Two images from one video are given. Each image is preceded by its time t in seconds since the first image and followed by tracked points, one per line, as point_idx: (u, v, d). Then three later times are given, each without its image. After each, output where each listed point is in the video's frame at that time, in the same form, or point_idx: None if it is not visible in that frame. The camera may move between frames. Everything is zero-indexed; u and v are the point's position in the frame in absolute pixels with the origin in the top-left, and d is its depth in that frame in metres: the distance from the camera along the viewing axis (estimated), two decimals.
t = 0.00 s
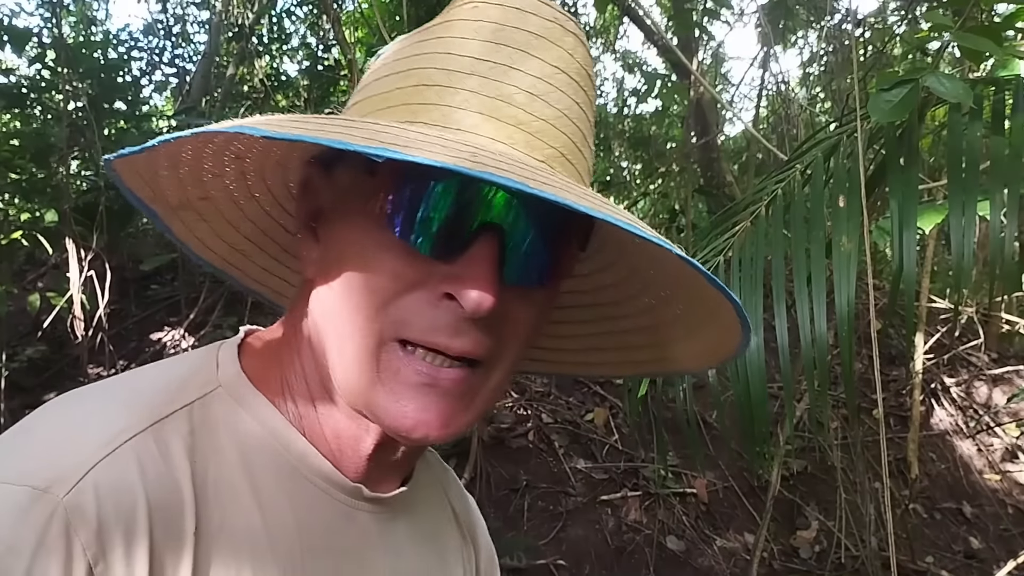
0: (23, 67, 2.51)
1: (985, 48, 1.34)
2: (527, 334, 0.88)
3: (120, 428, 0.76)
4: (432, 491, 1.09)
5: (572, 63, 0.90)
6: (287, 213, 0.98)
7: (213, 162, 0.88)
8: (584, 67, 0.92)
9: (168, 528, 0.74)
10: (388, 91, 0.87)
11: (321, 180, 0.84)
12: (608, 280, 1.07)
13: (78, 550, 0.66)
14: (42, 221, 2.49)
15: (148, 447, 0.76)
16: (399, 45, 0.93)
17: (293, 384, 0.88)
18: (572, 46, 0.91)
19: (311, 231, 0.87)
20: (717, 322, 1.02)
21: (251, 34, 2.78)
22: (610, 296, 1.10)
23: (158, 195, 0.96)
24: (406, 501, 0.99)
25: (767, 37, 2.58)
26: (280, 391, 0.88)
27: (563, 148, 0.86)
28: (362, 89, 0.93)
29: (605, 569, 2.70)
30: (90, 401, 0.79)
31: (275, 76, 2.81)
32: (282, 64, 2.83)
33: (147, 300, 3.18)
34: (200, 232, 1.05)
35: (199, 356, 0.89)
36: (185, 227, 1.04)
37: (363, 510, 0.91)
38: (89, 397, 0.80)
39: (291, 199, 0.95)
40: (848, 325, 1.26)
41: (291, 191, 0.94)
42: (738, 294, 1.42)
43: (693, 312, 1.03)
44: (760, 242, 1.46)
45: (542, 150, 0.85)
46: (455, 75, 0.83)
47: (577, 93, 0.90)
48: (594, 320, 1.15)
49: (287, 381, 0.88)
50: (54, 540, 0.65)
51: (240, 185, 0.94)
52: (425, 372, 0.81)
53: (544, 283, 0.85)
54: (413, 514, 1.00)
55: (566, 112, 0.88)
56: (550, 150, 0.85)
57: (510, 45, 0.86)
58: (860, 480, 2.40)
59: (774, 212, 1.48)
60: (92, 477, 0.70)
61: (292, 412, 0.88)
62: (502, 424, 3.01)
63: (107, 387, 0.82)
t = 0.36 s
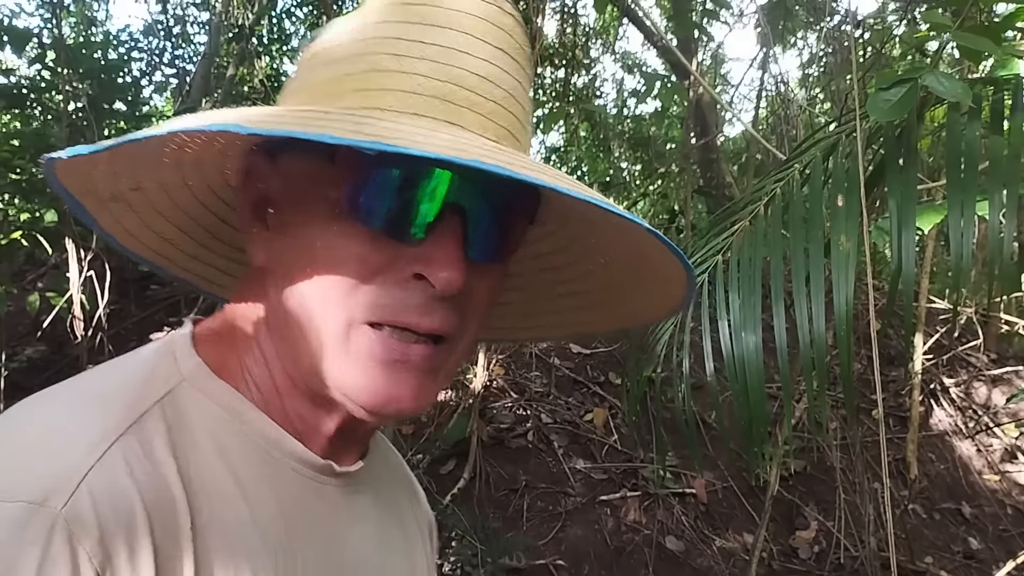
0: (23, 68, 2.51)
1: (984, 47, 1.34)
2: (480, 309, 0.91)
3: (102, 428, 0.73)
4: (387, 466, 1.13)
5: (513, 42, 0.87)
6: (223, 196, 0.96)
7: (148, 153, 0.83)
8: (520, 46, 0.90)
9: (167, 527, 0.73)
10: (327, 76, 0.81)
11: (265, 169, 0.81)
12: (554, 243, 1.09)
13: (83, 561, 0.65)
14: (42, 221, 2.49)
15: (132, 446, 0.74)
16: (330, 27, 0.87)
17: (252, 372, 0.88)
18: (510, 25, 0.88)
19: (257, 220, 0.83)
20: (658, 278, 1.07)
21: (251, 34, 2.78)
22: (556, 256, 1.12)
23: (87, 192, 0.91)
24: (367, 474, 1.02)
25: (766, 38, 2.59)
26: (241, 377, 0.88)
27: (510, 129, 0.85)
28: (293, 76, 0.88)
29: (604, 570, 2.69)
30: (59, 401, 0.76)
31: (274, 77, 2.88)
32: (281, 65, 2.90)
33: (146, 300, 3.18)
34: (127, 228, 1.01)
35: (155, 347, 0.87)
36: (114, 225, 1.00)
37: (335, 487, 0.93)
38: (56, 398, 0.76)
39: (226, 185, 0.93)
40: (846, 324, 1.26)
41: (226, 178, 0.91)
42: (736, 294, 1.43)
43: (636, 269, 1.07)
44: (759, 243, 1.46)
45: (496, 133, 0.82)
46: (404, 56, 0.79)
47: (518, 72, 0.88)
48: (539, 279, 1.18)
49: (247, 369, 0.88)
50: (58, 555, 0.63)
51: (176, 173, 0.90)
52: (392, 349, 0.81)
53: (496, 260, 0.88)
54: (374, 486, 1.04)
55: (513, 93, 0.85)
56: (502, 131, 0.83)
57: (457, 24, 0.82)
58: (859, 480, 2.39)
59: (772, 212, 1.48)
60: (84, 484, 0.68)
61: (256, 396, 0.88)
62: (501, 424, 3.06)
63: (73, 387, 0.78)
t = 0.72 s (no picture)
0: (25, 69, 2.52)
1: (984, 50, 1.35)
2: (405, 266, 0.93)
3: (69, 411, 0.73)
4: (331, 431, 1.15)
5: (410, 5, 0.91)
6: (139, 184, 0.97)
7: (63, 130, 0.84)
8: (417, 8, 0.94)
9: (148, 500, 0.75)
10: (230, 47, 0.84)
11: (180, 142, 0.81)
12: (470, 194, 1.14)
13: (76, 537, 0.65)
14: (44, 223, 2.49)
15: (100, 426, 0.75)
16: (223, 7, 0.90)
17: (184, 341, 0.87)
18: None
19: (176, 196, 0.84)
20: (573, 217, 1.12)
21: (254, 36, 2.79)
22: (477, 207, 1.17)
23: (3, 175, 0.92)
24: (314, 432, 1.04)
25: (767, 40, 2.60)
26: (174, 345, 0.87)
27: (417, 85, 0.88)
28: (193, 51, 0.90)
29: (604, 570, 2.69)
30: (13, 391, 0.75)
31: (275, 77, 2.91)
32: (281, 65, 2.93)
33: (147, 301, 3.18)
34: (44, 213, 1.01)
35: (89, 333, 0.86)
36: (31, 212, 1.00)
37: (286, 446, 0.95)
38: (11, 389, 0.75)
39: (140, 170, 0.94)
40: (847, 325, 1.27)
41: (142, 162, 0.92)
42: (737, 294, 1.43)
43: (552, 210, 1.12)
44: (759, 245, 1.48)
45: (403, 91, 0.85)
46: (304, 20, 0.82)
47: (419, 31, 0.92)
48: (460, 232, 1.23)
49: (178, 338, 0.87)
50: (54, 535, 0.64)
51: (90, 156, 0.91)
52: (330, 305, 0.80)
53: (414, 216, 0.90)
54: (322, 445, 1.06)
55: (415, 51, 0.89)
56: (409, 88, 0.87)
57: None
58: (858, 481, 2.39)
59: (772, 213, 1.49)
60: (69, 465, 0.69)
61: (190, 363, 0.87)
62: (502, 425, 3.08)
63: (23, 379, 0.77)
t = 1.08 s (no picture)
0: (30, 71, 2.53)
1: (987, 51, 1.35)
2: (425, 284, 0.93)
3: (73, 426, 0.74)
4: (341, 439, 1.15)
5: (442, 21, 0.91)
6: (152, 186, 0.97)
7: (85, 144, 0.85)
8: (449, 24, 0.94)
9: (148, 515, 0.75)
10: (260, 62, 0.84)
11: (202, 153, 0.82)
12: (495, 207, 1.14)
13: (72, 558, 0.66)
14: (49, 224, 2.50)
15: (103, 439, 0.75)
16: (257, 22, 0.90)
17: (204, 354, 0.88)
18: (438, 4, 0.92)
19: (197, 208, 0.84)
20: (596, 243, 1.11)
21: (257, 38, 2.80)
22: (502, 222, 1.17)
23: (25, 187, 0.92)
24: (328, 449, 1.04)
25: (769, 41, 2.60)
26: (194, 360, 0.88)
27: (445, 104, 0.88)
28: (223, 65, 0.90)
29: (606, 571, 2.69)
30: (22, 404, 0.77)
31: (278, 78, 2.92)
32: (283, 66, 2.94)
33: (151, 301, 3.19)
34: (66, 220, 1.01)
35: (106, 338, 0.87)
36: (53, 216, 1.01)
37: (299, 462, 0.95)
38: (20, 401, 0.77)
39: (162, 170, 0.95)
40: (849, 328, 1.27)
41: (164, 163, 0.93)
42: (739, 296, 1.43)
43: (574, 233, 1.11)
44: (761, 246, 1.48)
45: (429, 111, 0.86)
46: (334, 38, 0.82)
47: (449, 49, 0.92)
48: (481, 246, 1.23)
49: (198, 351, 0.88)
50: (48, 557, 0.64)
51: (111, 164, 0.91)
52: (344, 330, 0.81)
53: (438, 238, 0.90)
54: (335, 459, 1.06)
55: (445, 69, 0.89)
56: (436, 107, 0.87)
57: (380, 6, 0.86)
58: (860, 482, 2.40)
59: (774, 214, 1.50)
60: (67, 483, 0.69)
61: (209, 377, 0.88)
62: (505, 426, 3.08)
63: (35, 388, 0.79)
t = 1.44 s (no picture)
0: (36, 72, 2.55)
1: (988, 54, 1.35)
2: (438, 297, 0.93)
3: (70, 425, 0.75)
4: (358, 445, 1.15)
5: (458, 33, 0.91)
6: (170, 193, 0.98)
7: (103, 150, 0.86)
8: (467, 35, 0.94)
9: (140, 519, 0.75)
10: (273, 74, 0.85)
11: (217, 160, 0.83)
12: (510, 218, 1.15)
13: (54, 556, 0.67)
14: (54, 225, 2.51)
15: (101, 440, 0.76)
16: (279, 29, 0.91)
17: (214, 363, 0.89)
18: (455, 15, 0.91)
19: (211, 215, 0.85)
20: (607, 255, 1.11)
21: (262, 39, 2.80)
22: (518, 234, 1.17)
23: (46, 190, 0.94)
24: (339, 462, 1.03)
25: (772, 42, 2.61)
26: (204, 368, 0.89)
27: (457, 116, 0.88)
28: (243, 74, 0.91)
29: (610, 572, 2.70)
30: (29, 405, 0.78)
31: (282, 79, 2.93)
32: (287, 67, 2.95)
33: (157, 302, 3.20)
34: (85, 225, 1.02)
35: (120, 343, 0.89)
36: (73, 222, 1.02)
37: (308, 472, 0.95)
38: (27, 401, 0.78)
39: (182, 178, 0.96)
40: (851, 329, 1.28)
41: (183, 171, 0.94)
42: (741, 298, 1.44)
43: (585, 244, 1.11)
44: (763, 248, 1.48)
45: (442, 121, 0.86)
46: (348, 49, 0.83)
47: (465, 61, 0.92)
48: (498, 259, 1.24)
49: (209, 360, 0.89)
50: (29, 552, 0.65)
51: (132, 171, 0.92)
52: (350, 338, 0.81)
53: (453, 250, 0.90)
54: (347, 471, 1.05)
55: (458, 81, 0.89)
56: (447, 119, 0.87)
57: (394, 17, 0.85)
58: (863, 484, 2.39)
59: (777, 217, 1.50)
60: (56, 482, 0.70)
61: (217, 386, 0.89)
62: (508, 427, 3.08)
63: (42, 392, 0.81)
